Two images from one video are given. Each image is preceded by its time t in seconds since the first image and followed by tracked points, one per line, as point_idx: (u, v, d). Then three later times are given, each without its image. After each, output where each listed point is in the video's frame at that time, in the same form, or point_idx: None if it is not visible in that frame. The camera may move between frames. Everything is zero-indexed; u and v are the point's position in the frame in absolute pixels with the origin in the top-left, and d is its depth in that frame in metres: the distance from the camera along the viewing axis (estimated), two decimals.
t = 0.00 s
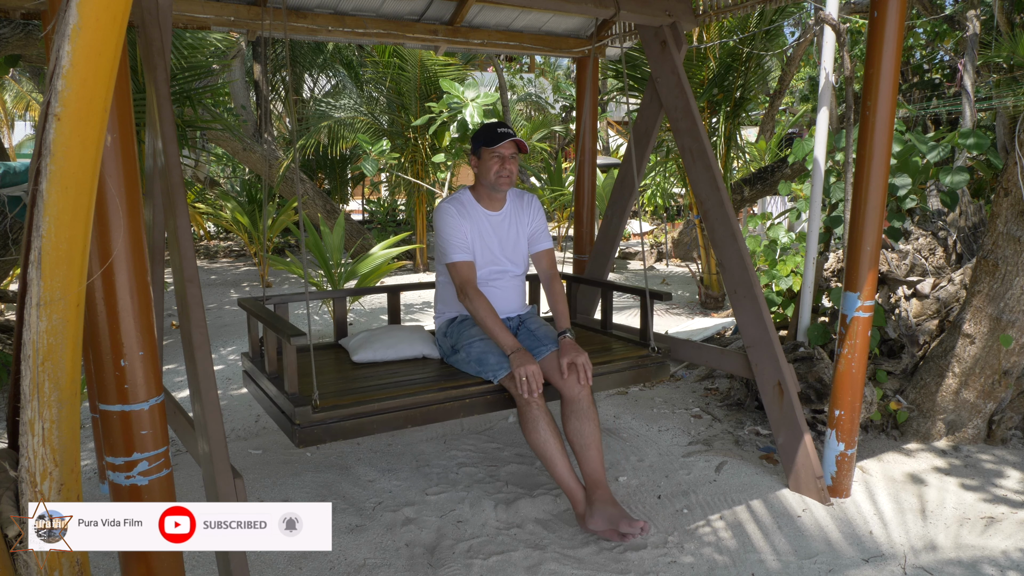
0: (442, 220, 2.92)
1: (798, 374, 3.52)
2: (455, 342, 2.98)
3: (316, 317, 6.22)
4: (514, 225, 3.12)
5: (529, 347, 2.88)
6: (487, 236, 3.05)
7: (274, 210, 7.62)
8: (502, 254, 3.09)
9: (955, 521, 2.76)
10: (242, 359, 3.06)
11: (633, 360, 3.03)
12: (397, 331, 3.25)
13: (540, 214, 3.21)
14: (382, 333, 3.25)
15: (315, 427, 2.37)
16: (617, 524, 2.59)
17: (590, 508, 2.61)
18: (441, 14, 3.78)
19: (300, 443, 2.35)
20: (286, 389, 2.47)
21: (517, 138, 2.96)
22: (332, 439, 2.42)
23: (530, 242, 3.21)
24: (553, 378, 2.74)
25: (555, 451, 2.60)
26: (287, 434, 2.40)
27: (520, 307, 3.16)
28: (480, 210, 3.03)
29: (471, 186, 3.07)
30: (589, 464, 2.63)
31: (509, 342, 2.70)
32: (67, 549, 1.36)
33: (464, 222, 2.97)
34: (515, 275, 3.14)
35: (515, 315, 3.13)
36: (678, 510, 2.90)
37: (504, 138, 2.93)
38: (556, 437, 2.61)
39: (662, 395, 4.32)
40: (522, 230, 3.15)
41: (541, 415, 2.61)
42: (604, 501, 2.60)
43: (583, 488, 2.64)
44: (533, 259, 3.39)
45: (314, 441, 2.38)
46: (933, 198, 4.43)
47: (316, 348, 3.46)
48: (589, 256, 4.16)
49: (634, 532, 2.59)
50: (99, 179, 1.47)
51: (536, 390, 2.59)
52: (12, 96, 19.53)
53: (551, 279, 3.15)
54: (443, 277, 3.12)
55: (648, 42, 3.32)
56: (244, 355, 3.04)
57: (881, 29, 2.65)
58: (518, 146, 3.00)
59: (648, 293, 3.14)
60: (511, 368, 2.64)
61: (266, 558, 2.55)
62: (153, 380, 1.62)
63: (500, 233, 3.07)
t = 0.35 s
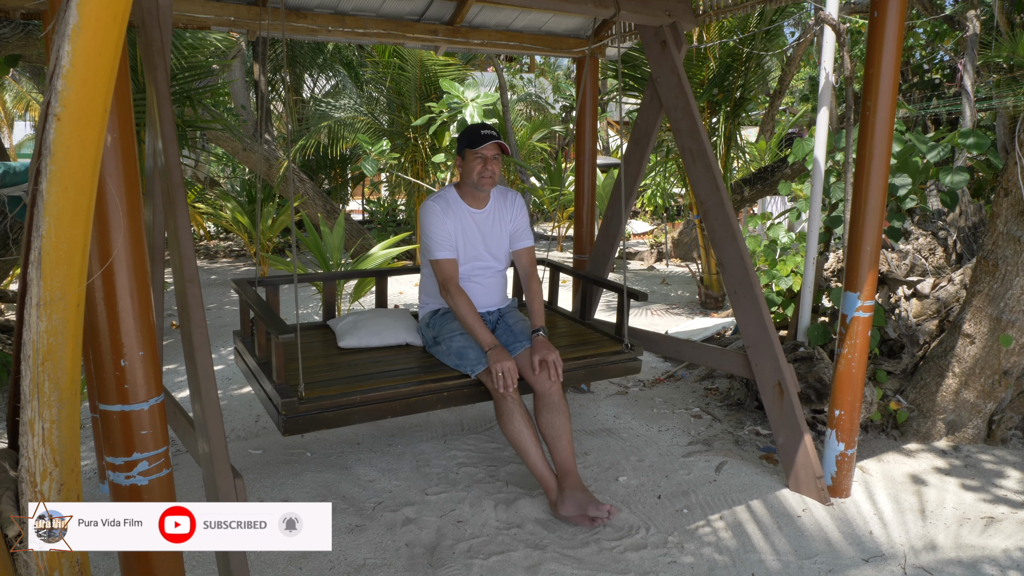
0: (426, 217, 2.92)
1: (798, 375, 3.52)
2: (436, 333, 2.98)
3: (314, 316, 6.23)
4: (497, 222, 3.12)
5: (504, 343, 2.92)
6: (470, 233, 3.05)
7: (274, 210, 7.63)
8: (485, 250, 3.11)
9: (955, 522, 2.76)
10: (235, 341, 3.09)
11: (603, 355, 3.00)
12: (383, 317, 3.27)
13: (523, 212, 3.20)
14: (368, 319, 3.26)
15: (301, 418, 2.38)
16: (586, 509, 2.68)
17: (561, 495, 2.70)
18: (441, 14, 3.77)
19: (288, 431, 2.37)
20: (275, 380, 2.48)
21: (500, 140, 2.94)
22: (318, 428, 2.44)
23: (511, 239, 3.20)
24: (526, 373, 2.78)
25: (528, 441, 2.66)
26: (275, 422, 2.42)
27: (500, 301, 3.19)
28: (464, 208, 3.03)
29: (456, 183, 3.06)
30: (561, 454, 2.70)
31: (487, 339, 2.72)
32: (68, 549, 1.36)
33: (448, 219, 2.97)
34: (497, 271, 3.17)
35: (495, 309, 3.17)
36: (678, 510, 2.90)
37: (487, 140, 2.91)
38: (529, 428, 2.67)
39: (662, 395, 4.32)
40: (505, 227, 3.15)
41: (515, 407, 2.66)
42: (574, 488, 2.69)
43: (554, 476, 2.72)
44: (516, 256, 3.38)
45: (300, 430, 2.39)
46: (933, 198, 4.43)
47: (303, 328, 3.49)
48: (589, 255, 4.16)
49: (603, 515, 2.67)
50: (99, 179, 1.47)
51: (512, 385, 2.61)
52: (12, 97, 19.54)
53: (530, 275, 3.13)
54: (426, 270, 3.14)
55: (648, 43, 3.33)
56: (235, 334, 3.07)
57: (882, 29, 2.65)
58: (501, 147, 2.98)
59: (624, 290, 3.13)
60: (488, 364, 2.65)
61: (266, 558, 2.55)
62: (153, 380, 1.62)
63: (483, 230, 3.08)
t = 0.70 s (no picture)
0: (423, 215, 2.92)
1: (798, 374, 3.51)
2: (432, 330, 2.98)
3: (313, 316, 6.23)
4: (494, 220, 3.12)
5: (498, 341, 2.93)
6: (468, 232, 3.05)
7: (274, 210, 7.63)
8: (482, 248, 3.10)
9: (955, 521, 2.76)
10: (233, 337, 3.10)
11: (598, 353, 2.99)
12: (380, 314, 3.27)
13: (518, 210, 3.20)
14: (364, 316, 3.27)
15: (298, 414, 2.38)
16: (578, 505, 2.70)
17: (552, 491, 2.73)
18: (441, 14, 3.78)
19: (283, 427, 2.37)
20: (271, 376, 2.48)
21: (495, 137, 2.94)
22: (314, 425, 2.44)
23: (506, 237, 3.20)
24: (519, 371, 2.79)
25: (521, 438, 2.68)
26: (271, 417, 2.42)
27: (495, 299, 3.20)
28: (460, 206, 3.03)
29: (452, 181, 3.05)
30: (552, 450, 2.73)
31: (482, 337, 2.72)
32: (68, 549, 1.36)
33: (445, 217, 2.97)
34: (494, 269, 3.17)
35: (490, 306, 3.17)
36: (678, 510, 2.90)
37: (482, 138, 2.91)
38: (522, 425, 2.69)
39: (662, 395, 4.32)
40: (501, 225, 3.15)
41: (509, 404, 2.68)
42: (565, 483, 2.72)
43: (546, 472, 2.76)
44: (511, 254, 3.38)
45: (295, 426, 2.39)
46: (933, 198, 4.43)
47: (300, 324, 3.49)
48: (589, 255, 4.16)
49: (594, 511, 2.70)
50: (99, 179, 1.47)
51: (505, 381, 2.62)
52: (12, 97, 19.55)
53: (524, 274, 3.13)
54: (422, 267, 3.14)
55: (648, 43, 3.33)
56: (233, 329, 3.07)
57: (881, 29, 2.65)
58: (496, 145, 2.99)
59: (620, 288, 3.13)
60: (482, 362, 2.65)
61: (266, 558, 2.55)
62: (153, 380, 1.62)
63: (480, 229, 3.08)
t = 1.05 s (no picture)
0: (434, 217, 2.93)
1: (798, 374, 3.51)
2: (444, 336, 2.97)
3: (314, 316, 6.23)
4: (505, 222, 3.12)
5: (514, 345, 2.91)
6: (479, 234, 3.05)
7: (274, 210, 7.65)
8: (493, 251, 3.09)
9: (955, 521, 2.76)
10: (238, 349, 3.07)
11: (617, 358, 3.02)
12: (389, 324, 3.26)
13: (530, 212, 3.21)
14: (373, 326, 3.25)
15: (308, 422, 2.38)
16: (602, 512, 2.57)
17: (575, 499, 2.60)
18: (441, 14, 3.78)
19: (292, 436, 2.37)
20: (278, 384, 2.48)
21: (505, 137, 2.95)
22: (325, 433, 2.43)
23: (519, 239, 3.19)
24: (536, 375, 2.76)
25: (539, 443, 2.61)
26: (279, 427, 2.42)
27: (509, 305, 3.17)
28: (471, 208, 3.03)
29: (462, 183, 3.07)
30: (574, 457, 2.64)
31: (497, 340, 2.71)
32: (68, 549, 1.36)
33: (455, 219, 2.97)
34: (506, 273, 3.15)
35: (503, 312, 3.14)
36: (678, 510, 2.90)
37: (492, 138, 2.92)
38: (541, 431, 2.62)
39: (662, 395, 4.32)
40: (513, 228, 3.15)
41: (527, 410, 2.63)
42: (588, 491, 2.59)
43: (568, 480, 2.64)
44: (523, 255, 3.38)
45: (305, 435, 2.39)
46: (933, 198, 4.43)
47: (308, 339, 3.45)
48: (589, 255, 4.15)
49: (619, 518, 2.59)
50: (99, 179, 1.47)
51: (522, 387, 2.60)
52: (11, 96, 19.57)
53: (539, 277, 3.13)
54: (433, 273, 3.13)
55: (648, 43, 3.32)
56: (239, 343, 3.05)
57: (882, 29, 2.65)
58: (507, 146, 2.99)
59: (635, 292, 3.13)
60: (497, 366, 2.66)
61: (266, 558, 2.55)
62: (154, 380, 1.62)
63: (491, 231, 3.07)
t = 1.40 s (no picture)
0: (449, 216, 2.92)
1: (798, 375, 3.51)
2: (464, 343, 2.99)
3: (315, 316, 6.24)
4: (521, 223, 3.13)
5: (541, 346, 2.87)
6: (495, 234, 3.05)
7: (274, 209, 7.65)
8: (511, 252, 3.09)
9: (956, 521, 2.76)
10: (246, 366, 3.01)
11: (647, 360, 3.05)
12: (404, 337, 3.24)
13: (547, 212, 3.23)
14: (389, 339, 3.24)
15: (324, 429, 2.35)
16: (640, 522, 2.48)
17: (610, 508, 2.52)
18: (441, 14, 3.78)
19: (309, 446, 2.33)
20: (293, 393, 2.45)
21: (519, 133, 2.98)
22: (343, 441, 2.40)
23: (538, 240, 3.22)
24: (566, 377, 2.72)
25: (571, 450, 2.54)
26: (295, 438, 2.38)
27: (530, 308, 3.15)
28: (487, 208, 3.04)
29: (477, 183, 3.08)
30: (607, 463, 2.57)
31: (519, 340, 2.70)
32: (68, 549, 1.35)
33: (470, 219, 2.97)
34: (525, 275, 3.14)
35: (525, 315, 3.12)
36: (678, 510, 2.90)
37: (505, 134, 2.95)
38: (572, 436, 2.56)
39: (662, 395, 4.33)
40: (530, 228, 3.17)
41: (556, 414, 2.57)
42: (624, 499, 2.51)
43: (602, 488, 2.56)
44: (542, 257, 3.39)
45: (321, 444, 2.36)
46: (933, 198, 4.43)
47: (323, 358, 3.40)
48: (588, 255, 4.14)
49: (658, 529, 2.48)
50: (99, 180, 1.47)
51: (549, 387, 2.57)
52: (11, 96, 19.60)
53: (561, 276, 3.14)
54: (451, 278, 3.13)
55: (648, 43, 3.32)
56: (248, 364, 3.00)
57: (882, 30, 2.65)
58: (521, 141, 3.01)
59: (660, 293, 3.14)
60: (523, 366, 2.63)
61: (266, 558, 2.55)
62: (153, 380, 1.62)
63: (507, 231, 3.08)
